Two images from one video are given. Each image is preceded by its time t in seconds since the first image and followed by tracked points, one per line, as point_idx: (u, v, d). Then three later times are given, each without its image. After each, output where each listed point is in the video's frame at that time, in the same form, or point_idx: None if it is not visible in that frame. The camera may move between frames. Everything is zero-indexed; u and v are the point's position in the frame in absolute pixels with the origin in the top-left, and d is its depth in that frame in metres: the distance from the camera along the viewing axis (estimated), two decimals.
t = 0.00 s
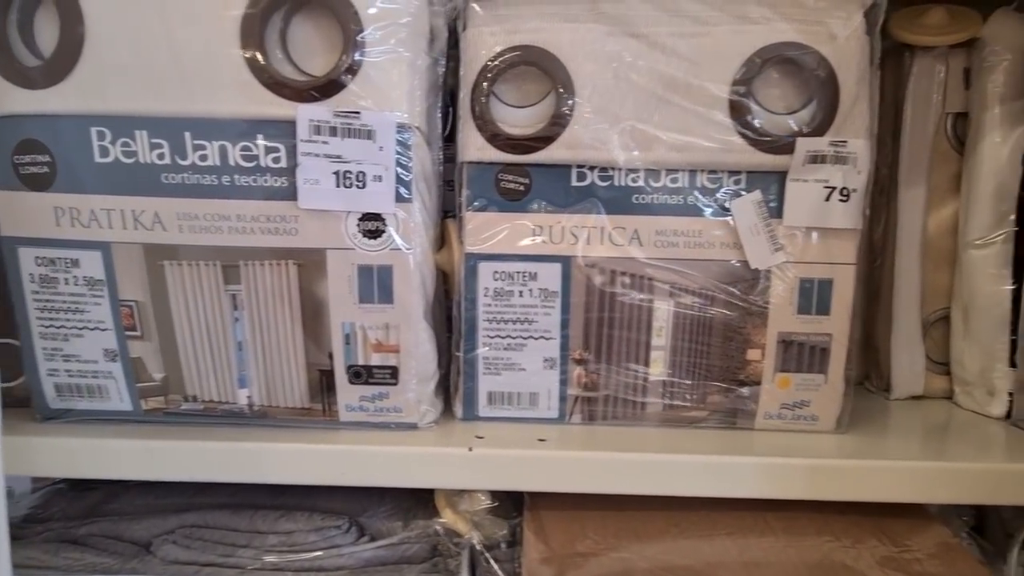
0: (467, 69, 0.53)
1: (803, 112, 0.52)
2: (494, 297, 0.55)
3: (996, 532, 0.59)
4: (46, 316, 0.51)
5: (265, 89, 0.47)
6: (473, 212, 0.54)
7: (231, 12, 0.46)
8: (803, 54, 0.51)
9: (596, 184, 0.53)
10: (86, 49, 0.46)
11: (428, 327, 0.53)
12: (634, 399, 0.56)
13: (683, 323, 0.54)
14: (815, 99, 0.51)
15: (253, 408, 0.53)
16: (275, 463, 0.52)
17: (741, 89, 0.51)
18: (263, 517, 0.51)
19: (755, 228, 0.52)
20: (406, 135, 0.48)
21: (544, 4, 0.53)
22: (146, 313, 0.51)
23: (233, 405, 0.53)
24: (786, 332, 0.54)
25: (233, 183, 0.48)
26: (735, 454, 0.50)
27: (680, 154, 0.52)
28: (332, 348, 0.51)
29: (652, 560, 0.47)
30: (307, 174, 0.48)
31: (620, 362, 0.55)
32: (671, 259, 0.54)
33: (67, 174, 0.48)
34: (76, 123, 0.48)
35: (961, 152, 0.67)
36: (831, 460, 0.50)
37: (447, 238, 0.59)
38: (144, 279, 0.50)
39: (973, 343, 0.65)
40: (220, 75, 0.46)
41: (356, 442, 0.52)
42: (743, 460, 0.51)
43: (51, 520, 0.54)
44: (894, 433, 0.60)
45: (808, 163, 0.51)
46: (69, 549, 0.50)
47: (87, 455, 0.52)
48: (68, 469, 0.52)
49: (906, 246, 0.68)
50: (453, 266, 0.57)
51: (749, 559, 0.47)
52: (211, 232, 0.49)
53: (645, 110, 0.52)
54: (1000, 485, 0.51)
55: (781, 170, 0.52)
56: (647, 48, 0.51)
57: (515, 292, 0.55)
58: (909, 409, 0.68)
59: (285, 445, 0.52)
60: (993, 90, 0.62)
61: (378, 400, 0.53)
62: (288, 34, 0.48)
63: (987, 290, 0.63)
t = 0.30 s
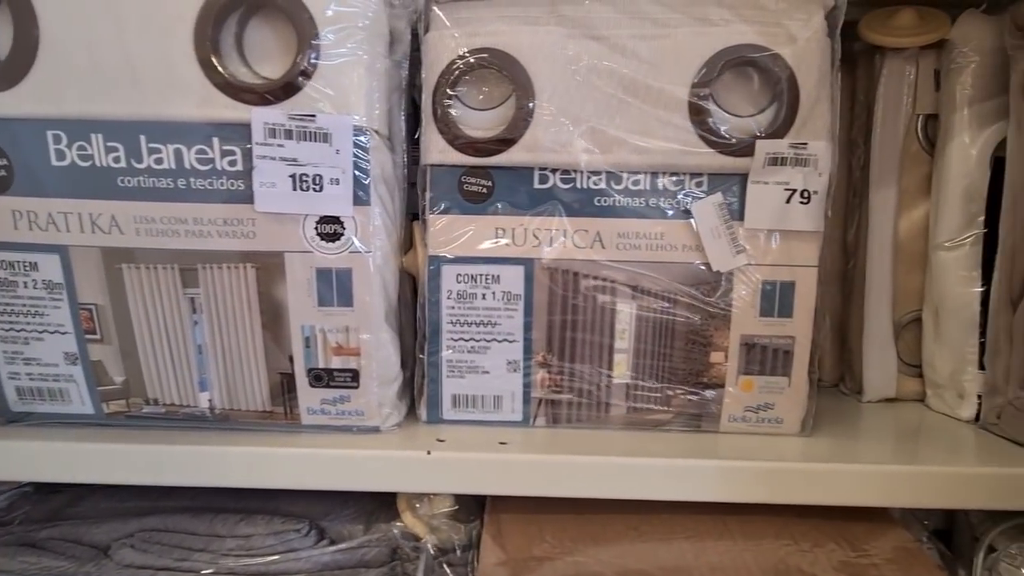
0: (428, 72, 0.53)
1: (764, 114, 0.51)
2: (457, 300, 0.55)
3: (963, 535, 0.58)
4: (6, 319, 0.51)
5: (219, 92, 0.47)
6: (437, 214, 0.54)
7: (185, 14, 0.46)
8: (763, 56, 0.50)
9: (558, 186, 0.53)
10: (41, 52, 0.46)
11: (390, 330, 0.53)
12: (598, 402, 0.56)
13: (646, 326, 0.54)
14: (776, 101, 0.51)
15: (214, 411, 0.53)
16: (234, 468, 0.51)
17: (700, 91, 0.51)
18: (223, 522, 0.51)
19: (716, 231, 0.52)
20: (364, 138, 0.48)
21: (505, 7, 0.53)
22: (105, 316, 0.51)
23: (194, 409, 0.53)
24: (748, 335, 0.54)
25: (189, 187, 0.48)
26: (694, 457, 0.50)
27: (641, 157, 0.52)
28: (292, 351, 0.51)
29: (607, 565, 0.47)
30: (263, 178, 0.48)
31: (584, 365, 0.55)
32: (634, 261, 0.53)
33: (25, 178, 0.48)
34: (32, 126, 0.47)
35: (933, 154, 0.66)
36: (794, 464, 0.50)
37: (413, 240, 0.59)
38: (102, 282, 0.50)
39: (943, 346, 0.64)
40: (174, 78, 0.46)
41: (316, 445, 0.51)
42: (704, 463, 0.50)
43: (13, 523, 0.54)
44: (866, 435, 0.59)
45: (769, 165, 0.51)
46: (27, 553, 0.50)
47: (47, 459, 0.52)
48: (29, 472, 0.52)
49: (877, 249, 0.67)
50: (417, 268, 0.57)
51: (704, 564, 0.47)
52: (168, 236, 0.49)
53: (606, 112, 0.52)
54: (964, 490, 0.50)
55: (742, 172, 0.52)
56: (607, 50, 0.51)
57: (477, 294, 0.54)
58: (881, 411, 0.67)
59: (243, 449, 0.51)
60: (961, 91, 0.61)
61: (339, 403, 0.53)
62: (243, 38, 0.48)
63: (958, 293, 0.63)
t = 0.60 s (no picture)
0: (408, 75, 0.53)
1: (740, 117, 0.52)
2: (437, 302, 0.55)
3: (942, 534, 0.58)
4: None
5: (196, 96, 0.47)
6: (417, 217, 0.54)
7: (163, 19, 0.46)
8: (738, 59, 0.51)
9: (536, 189, 0.53)
10: (20, 57, 0.47)
11: (370, 332, 0.53)
12: (578, 403, 0.56)
13: (625, 327, 0.55)
14: (752, 104, 0.51)
15: (195, 413, 0.53)
16: (213, 471, 0.51)
17: (676, 94, 0.51)
18: (203, 524, 0.52)
19: (693, 232, 0.53)
20: (341, 141, 0.49)
21: (483, 11, 0.53)
22: (85, 319, 0.51)
23: (174, 411, 0.53)
24: (726, 336, 0.54)
25: (167, 191, 0.48)
26: (671, 458, 0.50)
27: (618, 159, 0.52)
28: (272, 353, 0.51)
29: (582, 565, 0.47)
30: (240, 181, 0.48)
31: (563, 366, 0.55)
32: (613, 263, 0.54)
33: (4, 182, 0.49)
34: (11, 130, 0.48)
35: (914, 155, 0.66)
36: (771, 465, 0.50)
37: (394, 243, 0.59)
38: (82, 285, 0.50)
39: (924, 346, 0.64)
40: (152, 82, 0.47)
41: (295, 447, 0.52)
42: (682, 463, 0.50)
43: None
44: (847, 434, 0.59)
45: (745, 167, 0.52)
46: (6, 556, 0.51)
47: (28, 461, 0.52)
48: (10, 475, 0.53)
49: (859, 250, 0.67)
50: (399, 271, 0.57)
51: (679, 565, 0.47)
52: (147, 239, 0.49)
53: (583, 115, 0.52)
54: (941, 492, 0.50)
55: (719, 174, 0.52)
56: (584, 54, 0.52)
57: (457, 296, 0.55)
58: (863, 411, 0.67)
59: (222, 451, 0.51)
60: (941, 93, 0.61)
61: (319, 405, 0.53)
62: (221, 42, 0.48)
63: (938, 293, 0.63)
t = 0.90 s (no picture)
0: (400, 76, 0.54)
1: (728, 117, 0.52)
2: (430, 299, 0.55)
3: (930, 528, 0.59)
4: None
5: (189, 96, 0.47)
6: (409, 215, 0.55)
7: (156, 20, 0.47)
8: (726, 60, 0.51)
9: (527, 187, 0.54)
10: (15, 58, 0.47)
11: (362, 330, 0.54)
12: (569, 400, 0.57)
13: (615, 324, 0.55)
14: (739, 104, 0.52)
15: (189, 411, 0.54)
16: (207, 468, 0.52)
17: (665, 93, 0.52)
18: (197, 520, 0.52)
19: (682, 230, 0.53)
20: (333, 140, 0.49)
21: (474, 12, 0.54)
22: (80, 318, 0.51)
23: (169, 409, 0.54)
24: (715, 332, 0.54)
25: (161, 190, 0.49)
26: (660, 453, 0.50)
27: (607, 158, 0.53)
28: (265, 351, 0.52)
29: (572, 559, 0.48)
30: (233, 180, 0.48)
31: (555, 363, 0.56)
32: (603, 261, 0.54)
33: None
34: (6, 130, 0.48)
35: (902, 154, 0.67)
36: (759, 460, 0.50)
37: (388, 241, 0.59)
38: (77, 284, 0.51)
39: (912, 343, 0.65)
40: (145, 82, 0.47)
41: (288, 444, 0.52)
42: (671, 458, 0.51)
43: None
44: (835, 430, 0.60)
45: (733, 166, 0.52)
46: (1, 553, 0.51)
47: (23, 459, 0.52)
48: (5, 473, 0.53)
49: (848, 247, 0.68)
50: (392, 269, 0.58)
51: (668, 560, 0.48)
52: (140, 238, 0.49)
53: (573, 115, 0.53)
54: (928, 486, 0.51)
55: (707, 172, 0.53)
56: (574, 54, 0.52)
57: (449, 294, 0.55)
58: (853, 407, 0.68)
59: (216, 448, 0.52)
60: (928, 93, 0.62)
61: (312, 403, 0.53)
62: (214, 42, 0.48)
63: (926, 290, 0.64)
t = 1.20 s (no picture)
0: (398, 83, 0.55)
1: (719, 123, 0.53)
2: (427, 303, 0.56)
3: (919, 526, 0.60)
4: None
5: (191, 103, 0.48)
6: (407, 220, 0.56)
7: (158, 29, 0.48)
8: (717, 67, 0.52)
9: (523, 192, 0.55)
10: (19, 67, 0.48)
11: (360, 333, 0.55)
12: (564, 401, 0.58)
13: (610, 326, 0.56)
14: (730, 110, 0.53)
15: (190, 413, 0.55)
16: (207, 470, 0.53)
17: (657, 100, 0.53)
18: (198, 521, 0.53)
19: (675, 234, 0.54)
20: (333, 147, 0.50)
21: (470, 21, 0.55)
22: (83, 321, 0.52)
23: (170, 411, 0.55)
24: (707, 334, 0.55)
25: (163, 196, 0.50)
26: (654, 453, 0.51)
27: (601, 164, 0.54)
28: (265, 353, 0.53)
29: (566, 558, 0.49)
30: (234, 186, 0.49)
31: (550, 365, 0.57)
32: (598, 264, 0.55)
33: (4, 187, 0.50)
34: (11, 138, 0.49)
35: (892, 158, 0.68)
36: (751, 460, 0.51)
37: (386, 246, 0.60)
38: (80, 289, 0.51)
39: (902, 344, 0.66)
40: (147, 91, 0.48)
41: (287, 445, 0.53)
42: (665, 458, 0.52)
43: None
44: (827, 430, 0.61)
45: (724, 171, 0.53)
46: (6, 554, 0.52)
47: (26, 461, 0.53)
48: (9, 474, 0.54)
49: (839, 251, 0.69)
50: (390, 273, 0.59)
51: (661, 557, 0.49)
52: (143, 243, 0.50)
53: (567, 122, 0.54)
54: (916, 484, 0.52)
55: (699, 178, 0.54)
56: (568, 62, 0.54)
57: (447, 297, 0.56)
58: (845, 408, 0.69)
59: (216, 450, 0.53)
60: (915, 99, 0.63)
61: (312, 404, 0.54)
62: (215, 51, 0.49)
63: (915, 292, 0.65)
